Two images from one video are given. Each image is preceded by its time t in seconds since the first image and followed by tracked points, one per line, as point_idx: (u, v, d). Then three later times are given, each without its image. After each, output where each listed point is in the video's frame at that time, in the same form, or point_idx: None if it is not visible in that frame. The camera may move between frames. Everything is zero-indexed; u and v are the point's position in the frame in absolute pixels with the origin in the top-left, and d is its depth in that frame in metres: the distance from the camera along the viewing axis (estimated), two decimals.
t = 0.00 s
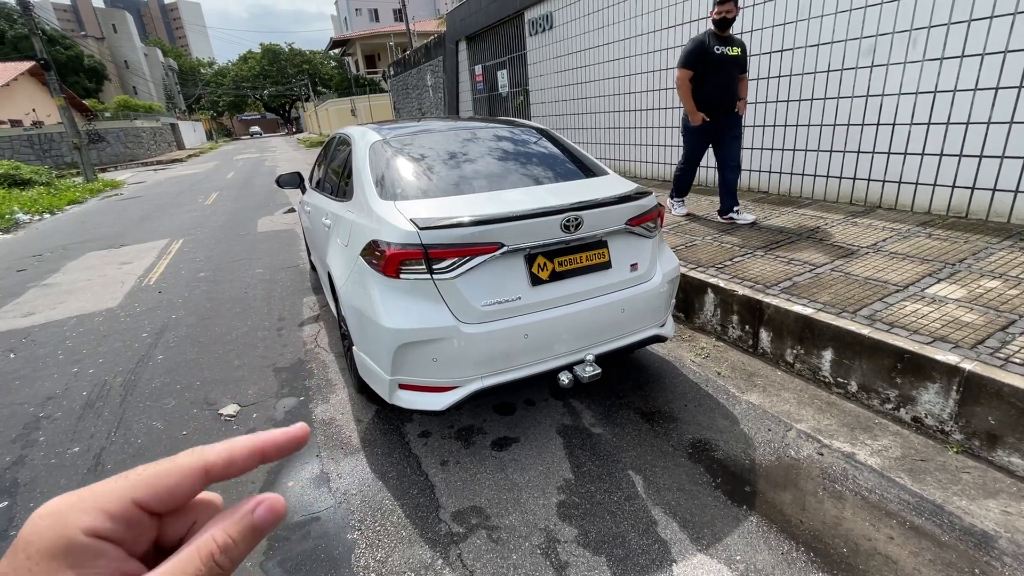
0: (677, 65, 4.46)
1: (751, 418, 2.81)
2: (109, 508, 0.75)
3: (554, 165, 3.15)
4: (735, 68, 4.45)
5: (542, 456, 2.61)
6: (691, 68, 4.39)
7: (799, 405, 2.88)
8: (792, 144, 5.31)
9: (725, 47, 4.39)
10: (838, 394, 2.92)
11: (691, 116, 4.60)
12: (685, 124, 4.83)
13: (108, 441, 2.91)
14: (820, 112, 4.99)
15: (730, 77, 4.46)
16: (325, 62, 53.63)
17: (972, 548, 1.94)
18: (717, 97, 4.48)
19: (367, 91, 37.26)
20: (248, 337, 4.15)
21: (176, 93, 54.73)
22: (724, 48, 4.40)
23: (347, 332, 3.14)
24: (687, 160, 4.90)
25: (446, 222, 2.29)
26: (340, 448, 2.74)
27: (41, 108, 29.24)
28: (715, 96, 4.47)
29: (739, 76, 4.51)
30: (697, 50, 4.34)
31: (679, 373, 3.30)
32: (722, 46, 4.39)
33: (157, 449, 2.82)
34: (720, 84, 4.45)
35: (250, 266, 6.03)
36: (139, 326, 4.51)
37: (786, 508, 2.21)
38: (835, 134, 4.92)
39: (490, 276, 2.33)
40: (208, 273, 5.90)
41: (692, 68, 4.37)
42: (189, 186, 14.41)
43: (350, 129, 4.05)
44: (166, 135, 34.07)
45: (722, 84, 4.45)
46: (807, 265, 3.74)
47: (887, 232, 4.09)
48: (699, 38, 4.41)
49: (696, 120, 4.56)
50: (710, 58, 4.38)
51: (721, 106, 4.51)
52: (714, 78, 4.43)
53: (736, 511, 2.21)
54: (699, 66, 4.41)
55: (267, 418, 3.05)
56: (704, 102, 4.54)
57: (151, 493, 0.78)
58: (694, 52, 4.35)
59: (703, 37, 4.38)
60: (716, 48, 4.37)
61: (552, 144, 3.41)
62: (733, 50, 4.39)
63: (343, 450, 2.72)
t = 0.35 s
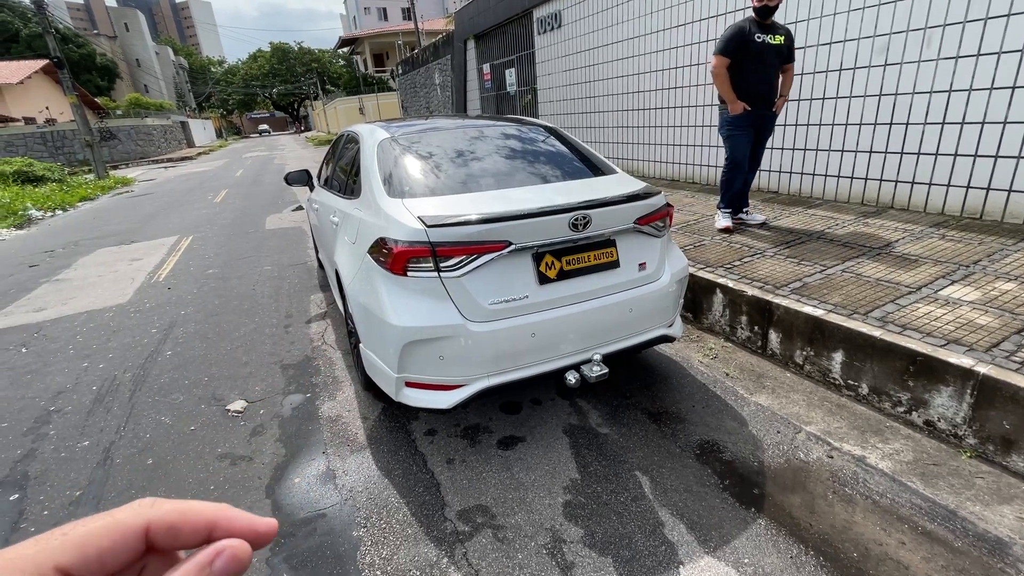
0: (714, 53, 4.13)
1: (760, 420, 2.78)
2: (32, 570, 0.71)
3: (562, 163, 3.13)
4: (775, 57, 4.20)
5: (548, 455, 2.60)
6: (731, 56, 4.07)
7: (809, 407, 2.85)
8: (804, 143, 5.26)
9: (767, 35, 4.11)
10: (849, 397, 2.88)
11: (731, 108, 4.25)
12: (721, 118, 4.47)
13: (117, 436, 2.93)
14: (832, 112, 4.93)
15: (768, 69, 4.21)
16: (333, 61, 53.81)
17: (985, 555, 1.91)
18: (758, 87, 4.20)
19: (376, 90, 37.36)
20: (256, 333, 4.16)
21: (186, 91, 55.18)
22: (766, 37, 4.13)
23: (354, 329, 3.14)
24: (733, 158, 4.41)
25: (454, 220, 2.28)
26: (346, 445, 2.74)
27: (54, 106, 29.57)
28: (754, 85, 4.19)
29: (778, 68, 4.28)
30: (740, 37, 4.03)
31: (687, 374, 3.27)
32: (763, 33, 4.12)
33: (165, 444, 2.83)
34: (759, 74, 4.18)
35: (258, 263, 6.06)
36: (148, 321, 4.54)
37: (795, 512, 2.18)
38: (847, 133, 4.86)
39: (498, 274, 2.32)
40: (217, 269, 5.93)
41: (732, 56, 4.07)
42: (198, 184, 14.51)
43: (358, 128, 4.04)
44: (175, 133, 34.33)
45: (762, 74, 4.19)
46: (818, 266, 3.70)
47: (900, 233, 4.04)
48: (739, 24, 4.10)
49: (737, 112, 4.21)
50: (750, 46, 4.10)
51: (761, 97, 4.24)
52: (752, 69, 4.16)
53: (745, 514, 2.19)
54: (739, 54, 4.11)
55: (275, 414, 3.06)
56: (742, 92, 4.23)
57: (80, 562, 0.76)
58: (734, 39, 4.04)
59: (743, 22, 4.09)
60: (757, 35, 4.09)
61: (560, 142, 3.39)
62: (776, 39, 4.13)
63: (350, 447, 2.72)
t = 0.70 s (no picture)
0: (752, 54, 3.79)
1: (773, 423, 2.74)
2: None
3: (573, 162, 3.11)
4: (820, 54, 3.85)
5: (557, 455, 2.58)
6: (771, 57, 3.73)
7: (823, 411, 2.81)
8: (820, 143, 5.18)
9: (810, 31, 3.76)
10: (864, 401, 2.84)
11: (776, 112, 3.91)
12: (764, 122, 4.14)
13: (131, 429, 2.96)
14: (849, 111, 4.86)
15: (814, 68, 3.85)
16: (345, 59, 54.05)
17: (1005, 565, 1.87)
18: (804, 88, 3.85)
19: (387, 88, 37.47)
20: (267, 329, 4.19)
21: (201, 89, 55.72)
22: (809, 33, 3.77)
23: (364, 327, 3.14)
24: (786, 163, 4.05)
25: (466, 219, 2.27)
26: (356, 442, 2.75)
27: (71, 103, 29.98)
28: (800, 87, 3.84)
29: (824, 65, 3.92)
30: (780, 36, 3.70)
31: (699, 375, 3.24)
32: (807, 29, 3.76)
33: (178, 438, 2.86)
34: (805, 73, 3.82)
35: (270, 259, 6.10)
36: (162, 316, 4.58)
37: (808, 517, 2.15)
38: (865, 133, 4.79)
39: (509, 273, 2.30)
40: (229, 265, 5.98)
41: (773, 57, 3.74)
42: (211, 180, 14.64)
43: (369, 126, 4.05)
44: (189, 129, 34.67)
45: (807, 72, 3.83)
46: (833, 267, 3.65)
47: (918, 235, 3.97)
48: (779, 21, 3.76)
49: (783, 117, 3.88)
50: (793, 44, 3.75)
51: (808, 97, 3.89)
52: (797, 69, 3.81)
53: (757, 518, 2.16)
54: (781, 54, 3.76)
55: (285, 410, 3.07)
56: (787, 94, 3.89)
57: None
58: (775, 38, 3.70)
59: (783, 19, 3.75)
60: (801, 32, 3.74)
61: (571, 141, 3.37)
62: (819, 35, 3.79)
63: (360, 444, 2.72)
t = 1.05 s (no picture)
0: (805, 43, 3.45)
1: (789, 426, 2.69)
2: None
3: (585, 159, 3.07)
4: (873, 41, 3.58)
5: (568, 456, 2.55)
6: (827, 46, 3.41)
7: (841, 415, 2.75)
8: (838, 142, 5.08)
9: (863, 18, 3.49)
10: (883, 405, 2.77)
11: (828, 107, 3.61)
12: (808, 120, 3.83)
13: (143, 423, 2.97)
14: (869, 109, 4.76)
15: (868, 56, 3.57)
16: (358, 57, 54.28)
17: None
18: (860, 78, 3.55)
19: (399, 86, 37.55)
20: (278, 325, 4.19)
21: (215, 87, 56.27)
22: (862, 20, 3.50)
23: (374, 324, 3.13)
24: (823, 169, 3.83)
25: (478, 215, 2.24)
26: (365, 439, 2.74)
27: (89, 100, 30.43)
28: (854, 78, 3.54)
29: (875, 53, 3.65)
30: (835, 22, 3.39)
31: (712, 376, 3.20)
32: (859, 16, 3.48)
33: (189, 432, 2.86)
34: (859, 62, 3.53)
35: (282, 255, 6.12)
36: (174, 311, 4.61)
37: (826, 523, 2.09)
38: (885, 131, 4.70)
39: (521, 271, 2.27)
40: (241, 261, 6.01)
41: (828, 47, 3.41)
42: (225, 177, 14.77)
43: (380, 123, 4.04)
44: (204, 127, 35.02)
45: (861, 62, 3.55)
46: (851, 268, 3.57)
47: (940, 236, 3.88)
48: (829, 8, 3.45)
49: (837, 112, 3.59)
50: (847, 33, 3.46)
51: (863, 88, 3.60)
52: (852, 59, 3.51)
53: (772, 523, 2.11)
54: (835, 43, 3.46)
55: (295, 405, 3.07)
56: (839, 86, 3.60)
57: None
58: (829, 26, 3.39)
59: (833, 7, 3.44)
60: (855, 19, 3.45)
61: (583, 138, 3.33)
62: (875, 19, 3.53)
63: (369, 441, 2.71)
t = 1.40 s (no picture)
0: (843, 39, 3.28)
1: (798, 429, 2.66)
2: None
3: (593, 159, 3.05)
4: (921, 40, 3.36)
5: (573, 456, 2.54)
6: (866, 44, 3.24)
7: (851, 419, 2.71)
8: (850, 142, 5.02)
9: (914, 14, 3.26)
10: (894, 409, 2.74)
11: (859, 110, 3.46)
12: (839, 119, 3.68)
13: (152, 418, 3.00)
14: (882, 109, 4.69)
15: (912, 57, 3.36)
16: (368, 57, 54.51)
17: None
18: (898, 80, 3.37)
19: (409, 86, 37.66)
20: (287, 323, 4.22)
21: (227, 87, 56.77)
22: (912, 16, 3.27)
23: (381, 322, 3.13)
24: (844, 173, 3.78)
25: (485, 214, 2.24)
26: (371, 436, 2.74)
27: (104, 100, 30.83)
28: (893, 80, 3.37)
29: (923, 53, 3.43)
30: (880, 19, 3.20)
31: (720, 378, 3.17)
32: (909, 12, 3.26)
33: (197, 428, 2.88)
34: (901, 61, 3.35)
35: (290, 254, 6.16)
36: (184, 308, 4.65)
37: (835, 528, 2.07)
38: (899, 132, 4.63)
39: (527, 270, 2.27)
40: (251, 259, 6.05)
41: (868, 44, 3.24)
42: (236, 176, 14.88)
43: (389, 122, 4.05)
44: (216, 126, 35.34)
45: (903, 62, 3.37)
46: (862, 270, 3.53)
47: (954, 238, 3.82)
48: None
49: (868, 115, 3.44)
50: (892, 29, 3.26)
51: (902, 90, 3.41)
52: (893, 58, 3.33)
53: (780, 527, 2.09)
54: (875, 40, 3.28)
55: (302, 403, 3.08)
56: (876, 87, 3.42)
57: None
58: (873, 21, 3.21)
59: None
60: (904, 15, 3.23)
61: (592, 138, 3.32)
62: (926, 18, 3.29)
63: (375, 439, 2.71)
